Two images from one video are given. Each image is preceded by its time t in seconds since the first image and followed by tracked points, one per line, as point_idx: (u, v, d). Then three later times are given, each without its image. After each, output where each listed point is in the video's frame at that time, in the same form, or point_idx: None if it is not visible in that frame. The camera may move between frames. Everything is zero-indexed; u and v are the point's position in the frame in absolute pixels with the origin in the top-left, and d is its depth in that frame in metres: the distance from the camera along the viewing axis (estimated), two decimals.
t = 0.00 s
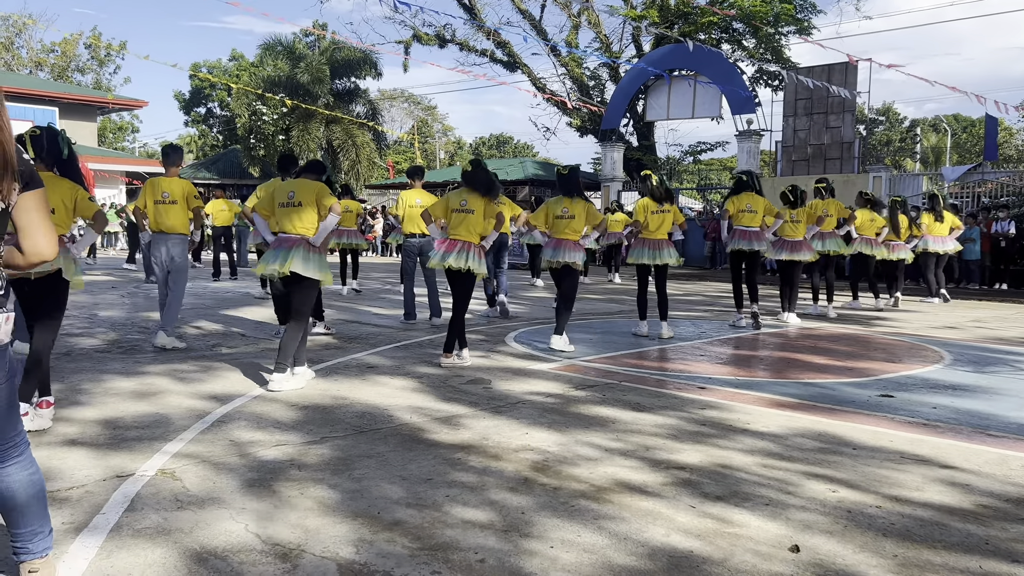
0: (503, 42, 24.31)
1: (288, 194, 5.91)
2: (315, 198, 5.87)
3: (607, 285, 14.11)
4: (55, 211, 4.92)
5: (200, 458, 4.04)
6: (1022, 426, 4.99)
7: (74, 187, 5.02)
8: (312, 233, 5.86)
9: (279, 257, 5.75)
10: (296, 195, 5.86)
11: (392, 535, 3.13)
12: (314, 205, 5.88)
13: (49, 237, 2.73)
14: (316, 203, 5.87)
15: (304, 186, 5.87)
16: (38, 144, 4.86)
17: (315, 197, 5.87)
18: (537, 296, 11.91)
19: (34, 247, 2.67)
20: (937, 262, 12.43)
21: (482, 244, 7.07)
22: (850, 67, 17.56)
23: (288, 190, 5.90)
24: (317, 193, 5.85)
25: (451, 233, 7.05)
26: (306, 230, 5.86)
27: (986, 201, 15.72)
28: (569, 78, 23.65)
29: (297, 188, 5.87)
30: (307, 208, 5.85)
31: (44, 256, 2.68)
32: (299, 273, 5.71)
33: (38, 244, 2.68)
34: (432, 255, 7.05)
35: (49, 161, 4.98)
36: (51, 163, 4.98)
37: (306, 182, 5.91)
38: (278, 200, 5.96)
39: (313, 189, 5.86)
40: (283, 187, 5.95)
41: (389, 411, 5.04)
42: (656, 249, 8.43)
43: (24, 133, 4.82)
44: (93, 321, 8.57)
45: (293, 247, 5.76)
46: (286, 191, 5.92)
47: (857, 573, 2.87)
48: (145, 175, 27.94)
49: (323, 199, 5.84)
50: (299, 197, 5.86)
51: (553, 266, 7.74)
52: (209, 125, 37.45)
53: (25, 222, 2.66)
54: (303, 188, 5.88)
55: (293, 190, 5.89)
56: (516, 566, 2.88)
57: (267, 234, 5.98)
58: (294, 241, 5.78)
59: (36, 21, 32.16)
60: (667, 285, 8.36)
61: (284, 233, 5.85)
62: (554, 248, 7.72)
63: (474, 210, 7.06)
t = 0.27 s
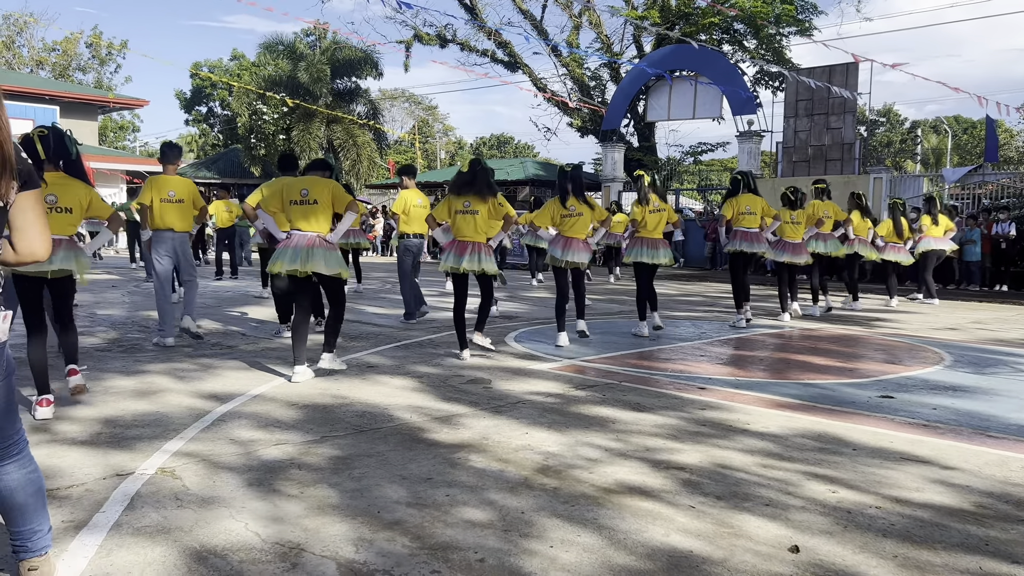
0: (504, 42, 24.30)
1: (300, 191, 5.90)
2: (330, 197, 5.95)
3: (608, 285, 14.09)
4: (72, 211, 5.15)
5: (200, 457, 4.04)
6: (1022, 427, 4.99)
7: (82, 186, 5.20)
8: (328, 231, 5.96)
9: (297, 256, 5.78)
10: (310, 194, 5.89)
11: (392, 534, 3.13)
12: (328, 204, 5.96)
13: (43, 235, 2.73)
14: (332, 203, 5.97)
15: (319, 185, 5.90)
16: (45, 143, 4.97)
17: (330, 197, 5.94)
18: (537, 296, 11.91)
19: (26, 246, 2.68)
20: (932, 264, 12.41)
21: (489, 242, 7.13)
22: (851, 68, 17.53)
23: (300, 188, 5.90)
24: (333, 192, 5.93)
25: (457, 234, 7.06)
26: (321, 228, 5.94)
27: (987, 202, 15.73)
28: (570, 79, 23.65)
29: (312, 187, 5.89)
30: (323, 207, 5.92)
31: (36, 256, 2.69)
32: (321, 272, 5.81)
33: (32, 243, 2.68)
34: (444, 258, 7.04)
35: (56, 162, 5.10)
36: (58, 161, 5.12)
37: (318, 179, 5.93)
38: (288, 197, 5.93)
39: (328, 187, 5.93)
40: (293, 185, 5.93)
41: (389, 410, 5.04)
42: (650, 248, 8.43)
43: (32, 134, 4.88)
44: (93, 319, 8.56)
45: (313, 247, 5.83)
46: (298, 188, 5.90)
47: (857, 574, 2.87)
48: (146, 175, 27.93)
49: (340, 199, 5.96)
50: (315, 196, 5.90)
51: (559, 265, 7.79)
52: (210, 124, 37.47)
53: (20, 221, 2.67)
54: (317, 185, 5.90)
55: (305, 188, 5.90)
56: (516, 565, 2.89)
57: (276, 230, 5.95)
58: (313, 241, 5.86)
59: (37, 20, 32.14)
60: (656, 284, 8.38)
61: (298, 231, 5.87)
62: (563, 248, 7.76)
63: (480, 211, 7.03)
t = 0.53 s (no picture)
0: (503, 42, 24.30)
1: (315, 199, 5.90)
2: (344, 201, 5.96)
3: (606, 286, 14.10)
4: (79, 213, 5.13)
5: (198, 456, 4.03)
6: (1019, 428, 5.00)
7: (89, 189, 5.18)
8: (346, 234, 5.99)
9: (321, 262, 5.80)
10: (325, 201, 5.89)
11: (390, 535, 3.13)
12: (343, 211, 5.98)
13: (38, 235, 2.72)
14: (346, 209, 5.98)
15: (333, 192, 5.90)
16: (56, 146, 4.94)
17: (344, 201, 5.95)
18: (536, 297, 11.91)
19: (22, 245, 2.67)
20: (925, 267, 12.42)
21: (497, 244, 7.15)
22: (850, 69, 17.55)
23: (314, 196, 5.89)
24: (347, 196, 5.94)
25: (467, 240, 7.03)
26: (338, 232, 5.96)
27: (985, 205, 15.72)
28: (569, 79, 23.65)
29: (326, 194, 5.89)
30: (338, 214, 5.92)
31: (32, 255, 2.68)
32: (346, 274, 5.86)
33: (27, 242, 2.67)
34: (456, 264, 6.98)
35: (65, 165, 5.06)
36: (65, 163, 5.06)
37: (329, 186, 5.93)
38: (303, 206, 5.92)
39: (342, 194, 5.94)
40: (306, 193, 5.91)
41: (388, 410, 5.04)
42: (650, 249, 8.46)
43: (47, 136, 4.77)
44: (92, 319, 8.56)
45: (336, 251, 5.86)
46: (312, 196, 5.90)
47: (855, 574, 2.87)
48: (144, 174, 27.90)
49: (355, 206, 5.98)
50: (329, 203, 5.90)
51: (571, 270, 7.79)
52: (209, 124, 37.46)
53: (15, 221, 2.66)
54: (331, 192, 5.90)
55: (320, 196, 5.89)
56: (514, 566, 2.88)
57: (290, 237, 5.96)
58: (334, 246, 5.88)
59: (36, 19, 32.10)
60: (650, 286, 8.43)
61: (319, 238, 5.89)
62: (574, 251, 7.77)
63: (488, 216, 7.04)
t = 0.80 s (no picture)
0: (502, 44, 24.30)
1: (310, 198, 5.90)
2: (339, 199, 5.94)
3: (604, 288, 14.11)
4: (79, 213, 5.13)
5: (196, 457, 4.03)
6: (1016, 431, 5.00)
7: (87, 190, 5.19)
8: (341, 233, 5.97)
9: (315, 261, 5.79)
10: (320, 199, 5.88)
11: (387, 535, 3.13)
12: (339, 208, 5.96)
13: (37, 235, 2.72)
14: (342, 207, 5.96)
15: (328, 190, 5.90)
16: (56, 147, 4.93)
17: (339, 199, 5.94)
18: (534, 298, 11.91)
19: (20, 245, 2.67)
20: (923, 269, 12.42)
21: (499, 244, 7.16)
22: (848, 72, 17.58)
23: (309, 195, 5.89)
24: (342, 194, 5.92)
25: (472, 239, 7.04)
26: (333, 231, 5.95)
27: (983, 207, 15.72)
28: (567, 81, 23.67)
29: (320, 192, 5.89)
30: (333, 212, 5.92)
31: (30, 255, 2.68)
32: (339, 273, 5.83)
33: (25, 243, 2.68)
34: (461, 264, 6.96)
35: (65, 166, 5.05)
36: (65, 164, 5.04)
37: (324, 184, 5.92)
38: (298, 204, 5.92)
39: (338, 192, 5.93)
40: (301, 191, 5.91)
41: (386, 411, 5.04)
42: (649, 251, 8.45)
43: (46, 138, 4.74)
44: (90, 319, 8.55)
45: (329, 250, 5.85)
46: (308, 194, 5.89)
47: None
48: (142, 175, 27.87)
49: (350, 203, 5.96)
50: (323, 200, 5.88)
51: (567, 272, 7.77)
52: (207, 124, 37.46)
53: (13, 220, 2.66)
54: (325, 190, 5.90)
55: (314, 194, 5.89)
56: (511, 566, 2.89)
57: (287, 238, 5.96)
58: (328, 245, 5.87)
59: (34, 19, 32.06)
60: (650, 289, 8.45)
61: (313, 236, 5.89)
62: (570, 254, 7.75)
63: (496, 216, 7.07)
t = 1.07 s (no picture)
0: (499, 46, 24.32)
1: (291, 193, 5.90)
2: (321, 197, 5.92)
3: (601, 290, 14.12)
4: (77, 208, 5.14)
5: (191, 458, 4.02)
6: (1012, 433, 5.02)
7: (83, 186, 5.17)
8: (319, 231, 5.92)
9: (289, 258, 5.75)
10: (301, 195, 5.87)
11: (383, 538, 3.12)
12: (320, 205, 5.95)
13: (32, 236, 2.72)
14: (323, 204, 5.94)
15: (311, 186, 5.89)
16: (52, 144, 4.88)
17: (320, 196, 5.91)
18: (531, 300, 11.92)
19: (15, 245, 2.66)
20: (924, 271, 12.48)
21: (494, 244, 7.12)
22: (844, 75, 17.62)
23: (291, 190, 5.89)
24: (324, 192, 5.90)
25: (464, 238, 7.04)
26: (313, 228, 5.92)
27: (978, 211, 15.71)
28: (564, 84, 23.69)
29: (302, 187, 5.88)
30: (314, 208, 5.89)
31: (24, 255, 2.66)
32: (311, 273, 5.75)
33: (20, 243, 2.67)
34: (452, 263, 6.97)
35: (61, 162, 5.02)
36: (61, 160, 5.01)
37: (307, 181, 5.93)
38: (280, 200, 5.92)
39: (320, 189, 5.92)
40: (284, 187, 5.92)
41: (382, 413, 5.04)
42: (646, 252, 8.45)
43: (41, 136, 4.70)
44: (85, 321, 8.54)
45: (304, 247, 5.80)
46: (290, 190, 5.89)
47: None
48: (138, 176, 27.82)
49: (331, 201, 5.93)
50: (304, 196, 5.87)
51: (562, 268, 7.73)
52: (204, 126, 37.43)
53: (7, 221, 2.66)
54: (307, 186, 5.89)
55: (296, 189, 5.88)
56: (507, 569, 2.88)
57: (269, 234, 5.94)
58: (304, 242, 5.83)
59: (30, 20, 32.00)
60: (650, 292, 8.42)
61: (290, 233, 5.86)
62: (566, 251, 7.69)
63: (488, 212, 7.02)
